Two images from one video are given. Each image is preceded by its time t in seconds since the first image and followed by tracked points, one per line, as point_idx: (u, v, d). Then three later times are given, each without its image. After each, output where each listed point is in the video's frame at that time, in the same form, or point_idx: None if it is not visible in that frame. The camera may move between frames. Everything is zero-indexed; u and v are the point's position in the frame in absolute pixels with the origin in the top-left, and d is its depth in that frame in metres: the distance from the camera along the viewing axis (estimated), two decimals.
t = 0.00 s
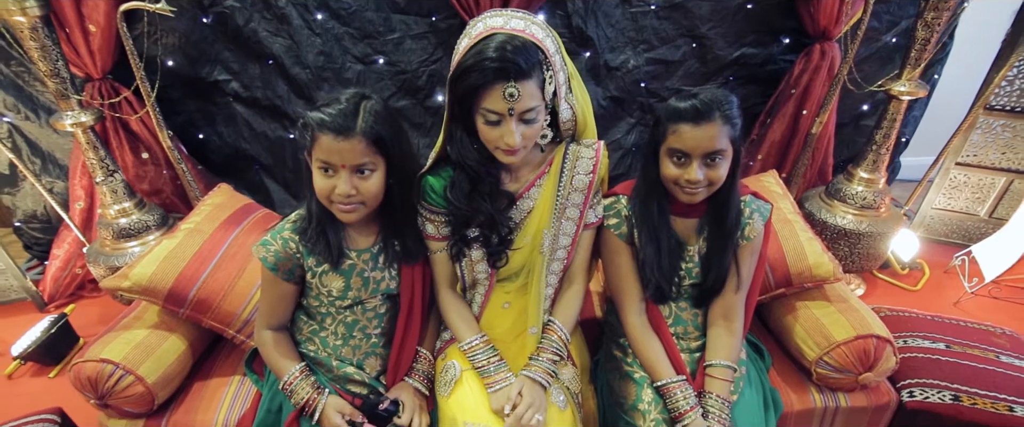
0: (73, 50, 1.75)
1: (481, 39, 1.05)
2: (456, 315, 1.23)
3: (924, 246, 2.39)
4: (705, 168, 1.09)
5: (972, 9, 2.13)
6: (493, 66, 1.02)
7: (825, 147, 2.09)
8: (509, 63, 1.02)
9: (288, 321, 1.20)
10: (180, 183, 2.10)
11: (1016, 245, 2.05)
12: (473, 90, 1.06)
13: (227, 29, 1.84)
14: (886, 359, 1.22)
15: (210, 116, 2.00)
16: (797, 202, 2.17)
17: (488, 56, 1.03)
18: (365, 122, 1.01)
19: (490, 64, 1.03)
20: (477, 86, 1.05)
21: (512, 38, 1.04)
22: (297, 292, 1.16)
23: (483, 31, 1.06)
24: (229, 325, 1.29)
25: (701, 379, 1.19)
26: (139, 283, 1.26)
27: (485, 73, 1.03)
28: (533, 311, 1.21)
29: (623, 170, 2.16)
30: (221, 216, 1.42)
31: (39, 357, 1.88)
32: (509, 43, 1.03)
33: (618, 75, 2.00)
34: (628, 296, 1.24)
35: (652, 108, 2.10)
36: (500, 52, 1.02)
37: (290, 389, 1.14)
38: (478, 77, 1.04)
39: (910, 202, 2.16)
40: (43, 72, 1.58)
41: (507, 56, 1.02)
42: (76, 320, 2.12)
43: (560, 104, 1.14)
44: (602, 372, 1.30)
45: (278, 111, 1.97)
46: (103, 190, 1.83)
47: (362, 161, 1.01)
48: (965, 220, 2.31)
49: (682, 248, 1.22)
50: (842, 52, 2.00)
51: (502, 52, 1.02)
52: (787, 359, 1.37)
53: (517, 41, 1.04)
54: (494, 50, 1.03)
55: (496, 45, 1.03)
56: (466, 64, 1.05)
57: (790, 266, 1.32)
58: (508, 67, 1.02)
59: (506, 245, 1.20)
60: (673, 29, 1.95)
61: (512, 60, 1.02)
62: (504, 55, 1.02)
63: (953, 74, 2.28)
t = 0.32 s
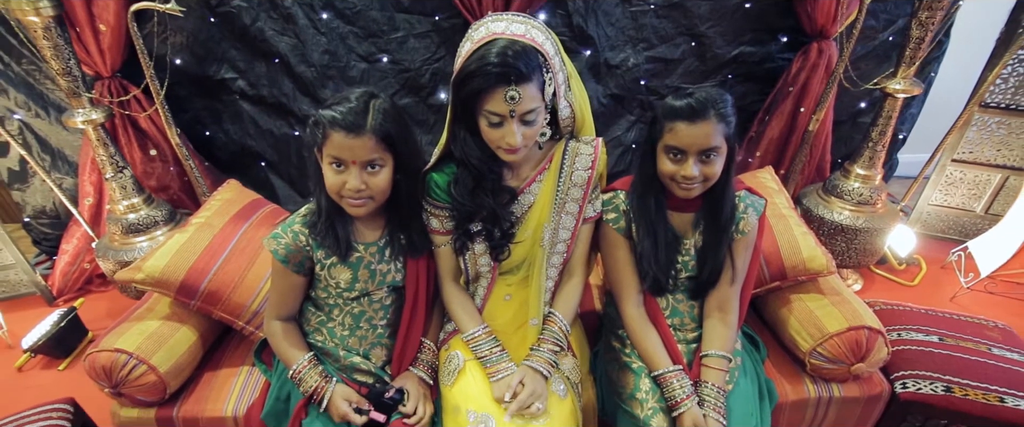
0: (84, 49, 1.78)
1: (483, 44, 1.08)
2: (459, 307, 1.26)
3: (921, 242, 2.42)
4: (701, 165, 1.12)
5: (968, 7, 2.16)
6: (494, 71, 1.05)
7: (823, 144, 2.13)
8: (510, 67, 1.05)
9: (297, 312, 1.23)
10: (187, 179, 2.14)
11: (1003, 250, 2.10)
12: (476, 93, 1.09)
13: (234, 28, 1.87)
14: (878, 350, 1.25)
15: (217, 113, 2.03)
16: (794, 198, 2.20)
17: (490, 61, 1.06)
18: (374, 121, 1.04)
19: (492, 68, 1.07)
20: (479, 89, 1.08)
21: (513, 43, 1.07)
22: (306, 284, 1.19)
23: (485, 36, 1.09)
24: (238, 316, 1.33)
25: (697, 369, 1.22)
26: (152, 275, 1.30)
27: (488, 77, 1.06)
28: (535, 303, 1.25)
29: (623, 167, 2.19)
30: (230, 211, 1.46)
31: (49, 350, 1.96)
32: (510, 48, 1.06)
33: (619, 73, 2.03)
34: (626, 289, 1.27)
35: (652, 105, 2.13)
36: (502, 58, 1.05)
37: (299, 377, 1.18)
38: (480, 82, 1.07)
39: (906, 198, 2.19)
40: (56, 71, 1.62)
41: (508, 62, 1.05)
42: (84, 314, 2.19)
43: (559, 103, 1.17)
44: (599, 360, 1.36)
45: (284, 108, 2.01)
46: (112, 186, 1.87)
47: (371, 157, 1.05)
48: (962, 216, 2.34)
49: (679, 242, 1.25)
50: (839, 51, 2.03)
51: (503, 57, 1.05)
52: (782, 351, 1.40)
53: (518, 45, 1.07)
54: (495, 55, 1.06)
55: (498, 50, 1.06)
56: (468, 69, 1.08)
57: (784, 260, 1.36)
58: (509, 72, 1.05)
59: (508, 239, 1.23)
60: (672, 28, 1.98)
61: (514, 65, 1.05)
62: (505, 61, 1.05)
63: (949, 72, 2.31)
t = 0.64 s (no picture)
0: (95, 47, 1.83)
1: (487, 43, 1.13)
2: (462, 297, 1.31)
3: (917, 236, 2.46)
4: (694, 160, 1.16)
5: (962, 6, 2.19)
6: (498, 68, 1.09)
7: (819, 140, 2.17)
8: (514, 65, 1.10)
9: (306, 301, 1.28)
10: (195, 175, 2.19)
11: (1004, 236, 2.12)
12: (480, 90, 1.13)
13: (242, 26, 1.91)
14: (867, 339, 1.29)
15: (224, 109, 2.08)
16: (791, 193, 2.24)
17: (494, 59, 1.10)
18: (383, 117, 1.08)
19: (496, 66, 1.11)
20: (483, 86, 1.12)
21: (516, 42, 1.11)
22: (316, 273, 1.24)
23: (489, 36, 1.13)
24: (249, 306, 1.38)
25: (692, 356, 1.27)
26: (166, 266, 1.34)
27: (491, 74, 1.10)
28: (536, 293, 1.30)
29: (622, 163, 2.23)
30: (241, 204, 1.50)
31: (60, 341, 2.01)
32: (513, 47, 1.10)
33: (618, 70, 2.07)
34: (623, 279, 1.31)
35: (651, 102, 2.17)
36: (506, 56, 1.09)
37: (308, 364, 1.22)
38: (484, 79, 1.11)
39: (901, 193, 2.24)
40: (69, 68, 1.66)
41: (511, 59, 1.09)
42: (94, 306, 2.25)
43: (560, 99, 1.21)
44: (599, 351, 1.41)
45: (290, 105, 2.06)
46: (123, 180, 1.91)
47: (380, 152, 1.09)
48: (957, 211, 2.38)
49: (674, 234, 1.30)
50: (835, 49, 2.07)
51: (507, 55, 1.09)
52: (776, 340, 1.44)
53: (520, 44, 1.11)
54: (499, 54, 1.10)
55: (501, 49, 1.10)
56: (473, 67, 1.12)
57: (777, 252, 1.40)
58: (512, 69, 1.09)
59: (511, 231, 1.28)
60: (670, 26, 2.02)
61: (517, 63, 1.10)
62: (508, 58, 1.09)
63: (945, 70, 2.34)
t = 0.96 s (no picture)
0: (106, 44, 1.87)
1: (491, 41, 1.17)
2: (465, 287, 1.35)
3: (912, 231, 2.50)
4: (689, 152, 1.20)
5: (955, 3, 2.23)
6: (500, 64, 1.14)
7: (815, 136, 2.21)
8: (516, 61, 1.14)
9: (315, 290, 1.33)
10: (202, 169, 2.24)
11: (995, 231, 2.15)
12: (483, 85, 1.18)
13: (250, 24, 1.96)
14: (857, 328, 1.33)
15: (231, 106, 2.13)
16: (787, 188, 2.28)
17: (497, 55, 1.14)
18: (391, 113, 1.12)
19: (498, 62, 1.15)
20: (486, 81, 1.16)
21: (518, 40, 1.15)
22: (324, 263, 1.28)
23: (492, 34, 1.17)
24: (259, 295, 1.42)
25: (687, 343, 1.31)
26: (180, 256, 1.39)
27: (494, 70, 1.14)
28: (536, 283, 1.35)
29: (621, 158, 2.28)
30: (251, 197, 1.55)
31: (71, 332, 2.06)
32: (515, 44, 1.15)
33: (618, 67, 2.11)
34: (621, 268, 1.36)
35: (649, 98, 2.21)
36: (508, 53, 1.14)
37: (317, 350, 1.27)
38: (487, 74, 1.15)
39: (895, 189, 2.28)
40: (82, 65, 1.70)
41: (513, 56, 1.14)
42: (103, 298, 2.30)
43: (560, 95, 1.25)
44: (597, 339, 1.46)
45: (296, 101, 2.11)
46: (133, 175, 1.96)
47: (388, 146, 1.13)
48: (951, 206, 2.42)
49: (670, 224, 1.34)
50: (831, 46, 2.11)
51: (509, 51, 1.14)
52: (770, 330, 1.49)
53: (522, 42, 1.15)
54: (502, 50, 1.14)
55: (504, 46, 1.14)
56: (477, 62, 1.17)
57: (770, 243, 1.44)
58: (514, 65, 1.14)
59: (513, 222, 1.32)
60: (669, 24, 2.06)
61: (518, 59, 1.14)
62: (510, 54, 1.13)
63: (938, 66, 2.38)
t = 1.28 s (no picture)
0: (115, 42, 1.91)
1: (493, 40, 1.20)
2: (467, 278, 1.40)
3: (907, 226, 2.54)
4: (685, 147, 1.24)
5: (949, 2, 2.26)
6: (503, 62, 1.17)
7: (811, 132, 2.25)
8: (517, 59, 1.17)
9: (322, 280, 1.37)
10: (208, 165, 2.28)
11: (989, 225, 2.16)
12: (486, 82, 1.21)
13: (255, 23, 1.99)
14: (848, 318, 1.37)
15: (236, 103, 2.17)
16: (784, 184, 2.32)
17: (499, 53, 1.17)
18: (397, 109, 1.16)
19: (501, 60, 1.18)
20: (489, 79, 1.20)
21: (519, 39, 1.19)
22: (331, 255, 1.33)
23: (495, 33, 1.21)
24: (267, 286, 1.46)
25: (683, 333, 1.36)
26: (191, 248, 1.43)
27: (497, 68, 1.18)
28: (536, 273, 1.39)
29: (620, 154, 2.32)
30: (259, 191, 1.59)
31: (80, 324, 2.10)
32: (517, 43, 1.18)
33: (617, 65, 2.15)
34: (619, 260, 1.40)
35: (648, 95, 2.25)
36: (510, 51, 1.17)
37: (324, 339, 1.31)
38: (489, 72, 1.19)
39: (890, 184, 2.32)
40: (93, 63, 1.74)
41: (515, 54, 1.17)
42: (110, 292, 2.34)
43: (559, 92, 1.29)
44: (597, 328, 1.49)
45: (300, 98, 2.15)
46: (141, 170, 2.00)
47: (394, 141, 1.17)
48: (946, 201, 2.45)
49: (666, 217, 1.38)
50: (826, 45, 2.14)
51: (511, 49, 1.17)
52: (764, 321, 1.53)
53: (523, 41, 1.19)
54: (504, 49, 1.18)
55: (506, 45, 1.18)
56: (480, 60, 1.20)
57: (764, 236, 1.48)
58: (516, 63, 1.17)
59: (514, 215, 1.37)
60: (667, 22, 2.10)
61: (520, 57, 1.17)
62: (512, 53, 1.17)
63: (933, 64, 2.41)
